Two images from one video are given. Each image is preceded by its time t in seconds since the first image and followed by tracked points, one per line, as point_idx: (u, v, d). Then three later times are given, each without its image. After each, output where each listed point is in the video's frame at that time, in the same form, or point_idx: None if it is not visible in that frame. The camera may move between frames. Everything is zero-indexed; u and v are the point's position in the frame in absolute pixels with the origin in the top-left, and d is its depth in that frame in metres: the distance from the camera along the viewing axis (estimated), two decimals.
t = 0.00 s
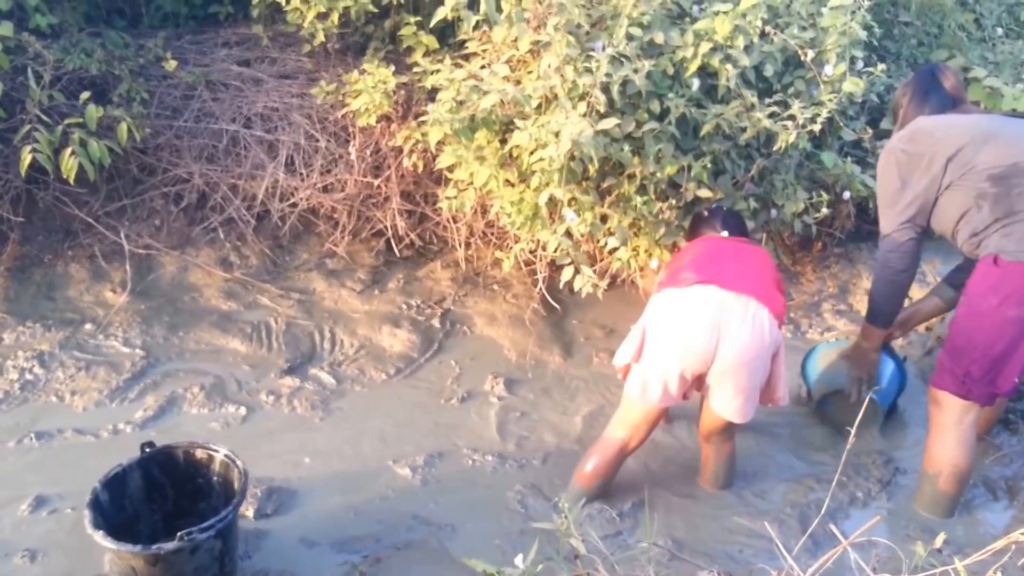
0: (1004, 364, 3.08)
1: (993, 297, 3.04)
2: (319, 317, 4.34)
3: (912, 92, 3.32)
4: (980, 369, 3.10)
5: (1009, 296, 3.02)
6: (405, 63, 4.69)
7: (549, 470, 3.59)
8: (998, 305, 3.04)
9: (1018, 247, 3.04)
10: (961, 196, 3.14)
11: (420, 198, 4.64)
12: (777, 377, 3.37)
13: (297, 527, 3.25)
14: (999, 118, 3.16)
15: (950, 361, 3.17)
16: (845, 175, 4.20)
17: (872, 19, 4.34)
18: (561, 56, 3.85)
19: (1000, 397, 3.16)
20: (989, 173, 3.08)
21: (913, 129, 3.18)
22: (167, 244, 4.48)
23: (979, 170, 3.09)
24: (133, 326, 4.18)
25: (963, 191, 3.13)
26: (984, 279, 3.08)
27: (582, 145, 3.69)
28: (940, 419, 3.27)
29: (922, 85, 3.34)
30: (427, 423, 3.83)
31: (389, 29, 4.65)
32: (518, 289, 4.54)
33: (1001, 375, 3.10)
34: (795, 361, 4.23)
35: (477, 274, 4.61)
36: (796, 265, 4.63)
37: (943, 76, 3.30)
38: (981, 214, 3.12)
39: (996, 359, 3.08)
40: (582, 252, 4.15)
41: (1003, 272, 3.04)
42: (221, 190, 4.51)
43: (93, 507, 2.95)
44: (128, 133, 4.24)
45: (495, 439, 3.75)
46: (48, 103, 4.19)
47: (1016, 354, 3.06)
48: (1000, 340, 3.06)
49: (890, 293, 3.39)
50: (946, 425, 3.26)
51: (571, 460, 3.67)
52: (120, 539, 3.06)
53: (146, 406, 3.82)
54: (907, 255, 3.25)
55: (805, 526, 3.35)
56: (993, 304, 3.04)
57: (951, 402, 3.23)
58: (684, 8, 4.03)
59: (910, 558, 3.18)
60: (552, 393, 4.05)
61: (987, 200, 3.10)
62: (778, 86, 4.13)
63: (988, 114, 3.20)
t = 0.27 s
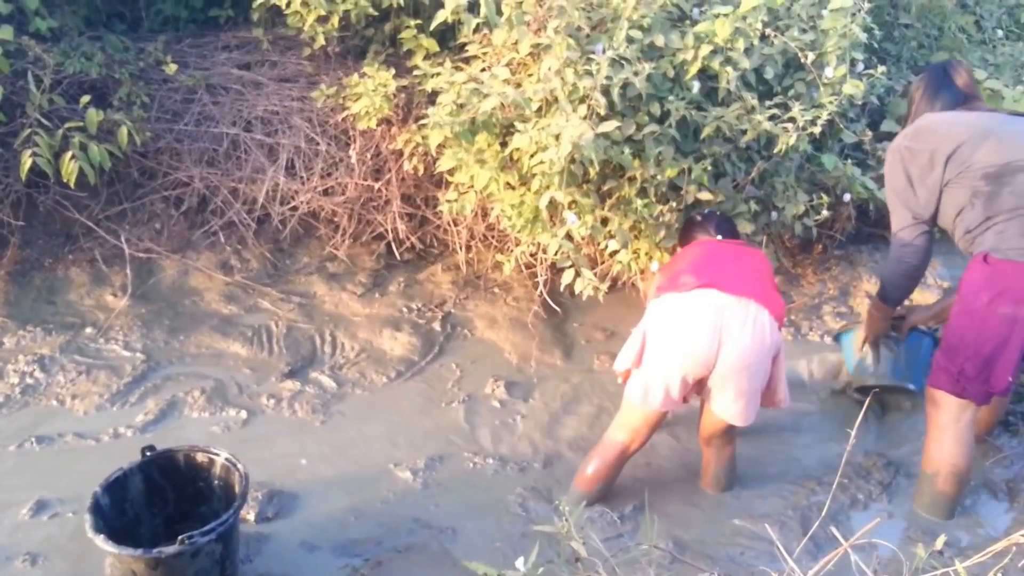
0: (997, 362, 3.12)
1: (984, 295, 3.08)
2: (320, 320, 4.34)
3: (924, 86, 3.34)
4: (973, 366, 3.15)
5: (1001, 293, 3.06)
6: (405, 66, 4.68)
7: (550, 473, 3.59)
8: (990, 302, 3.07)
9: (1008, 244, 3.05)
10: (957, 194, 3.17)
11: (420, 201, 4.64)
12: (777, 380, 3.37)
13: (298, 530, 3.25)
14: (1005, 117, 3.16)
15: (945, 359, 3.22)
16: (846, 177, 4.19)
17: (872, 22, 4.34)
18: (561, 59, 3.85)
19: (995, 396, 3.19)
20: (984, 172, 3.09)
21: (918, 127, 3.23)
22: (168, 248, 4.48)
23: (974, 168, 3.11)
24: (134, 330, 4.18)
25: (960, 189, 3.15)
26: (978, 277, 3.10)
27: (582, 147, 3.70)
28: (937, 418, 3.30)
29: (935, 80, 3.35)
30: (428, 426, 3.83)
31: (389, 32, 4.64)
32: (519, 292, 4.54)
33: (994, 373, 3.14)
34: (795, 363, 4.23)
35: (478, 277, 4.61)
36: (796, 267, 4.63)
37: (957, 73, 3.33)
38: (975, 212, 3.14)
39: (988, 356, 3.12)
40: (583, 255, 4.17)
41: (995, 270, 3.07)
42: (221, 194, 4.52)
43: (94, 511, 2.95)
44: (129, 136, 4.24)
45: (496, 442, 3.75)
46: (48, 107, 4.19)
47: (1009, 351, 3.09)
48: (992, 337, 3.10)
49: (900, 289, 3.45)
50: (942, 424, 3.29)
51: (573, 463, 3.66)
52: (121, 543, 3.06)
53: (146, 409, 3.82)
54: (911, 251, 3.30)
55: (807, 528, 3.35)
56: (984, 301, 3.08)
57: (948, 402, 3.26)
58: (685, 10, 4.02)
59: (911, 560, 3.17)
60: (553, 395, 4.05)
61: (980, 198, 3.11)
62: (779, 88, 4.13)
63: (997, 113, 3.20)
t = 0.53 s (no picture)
0: (989, 359, 3.13)
1: (976, 292, 3.13)
2: (320, 324, 4.33)
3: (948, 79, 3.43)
4: (965, 364, 3.16)
5: (992, 290, 3.11)
6: (405, 70, 4.68)
7: (550, 477, 3.58)
8: (982, 298, 3.12)
9: (999, 242, 3.13)
10: (956, 191, 3.27)
11: (421, 205, 4.64)
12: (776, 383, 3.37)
13: (299, 534, 3.24)
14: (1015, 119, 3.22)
15: (938, 358, 3.24)
16: (846, 180, 4.20)
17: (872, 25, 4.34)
18: (561, 62, 3.85)
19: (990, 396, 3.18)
20: (980, 172, 3.18)
21: (928, 123, 3.33)
22: (168, 252, 4.48)
23: (971, 168, 3.20)
24: (134, 334, 4.18)
25: (958, 187, 3.26)
26: (972, 274, 3.16)
27: (582, 150, 3.70)
28: (932, 416, 3.29)
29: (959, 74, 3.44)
30: (429, 429, 3.83)
31: (389, 35, 4.63)
32: (519, 295, 4.53)
33: (987, 370, 3.14)
34: (795, 366, 4.23)
35: (478, 280, 4.61)
36: (796, 270, 4.63)
37: (981, 69, 3.39)
38: (970, 210, 3.24)
39: (980, 353, 3.14)
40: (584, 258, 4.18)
41: (989, 268, 3.13)
42: (221, 198, 4.52)
43: (95, 515, 2.95)
44: (129, 140, 4.24)
45: (496, 445, 3.75)
46: (48, 111, 4.19)
47: (1001, 348, 3.11)
48: (984, 333, 3.13)
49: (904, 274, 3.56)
50: (938, 423, 3.27)
51: (573, 466, 3.65)
52: (122, 547, 3.06)
53: (147, 413, 3.82)
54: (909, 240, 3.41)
55: (807, 531, 3.34)
56: (976, 297, 3.13)
57: (943, 401, 3.25)
58: (685, 13, 4.02)
59: (911, 563, 3.16)
60: (554, 399, 4.04)
61: (974, 197, 3.21)
62: (779, 91, 4.14)
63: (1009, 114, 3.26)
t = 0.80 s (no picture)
0: (972, 354, 3.22)
1: (961, 289, 3.21)
2: (320, 327, 4.34)
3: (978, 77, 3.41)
4: (949, 359, 3.26)
5: (977, 288, 3.18)
6: (406, 73, 4.68)
7: (550, 480, 3.58)
8: (966, 296, 3.20)
9: (987, 240, 3.19)
10: (957, 185, 3.29)
11: (421, 208, 4.64)
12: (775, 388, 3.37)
13: (298, 538, 3.23)
14: None
15: (925, 354, 3.34)
16: (846, 183, 4.20)
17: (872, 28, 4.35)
18: (562, 66, 3.85)
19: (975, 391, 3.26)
20: (978, 167, 3.21)
21: (939, 114, 3.33)
22: (168, 256, 4.48)
23: (970, 163, 3.23)
24: (134, 338, 4.18)
25: (957, 181, 3.29)
26: (958, 272, 3.24)
27: (582, 154, 3.70)
28: (919, 414, 3.36)
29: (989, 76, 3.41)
30: (429, 432, 3.83)
31: (389, 39, 4.63)
32: (519, 299, 4.54)
33: (971, 366, 3.23)
34: (795, 369, 4.23)
35: (479, 284, 4.61)
36: (796, 273, 4.64)
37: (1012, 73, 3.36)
38: (968, 206, 3.27)
39: (964, 349, 3.23)
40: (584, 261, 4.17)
41: (973, 265, 3.21)
42: (221, 202, 4.52)
43: (95, 519, 2.94)
44: (129, 144, 4.24)
45: (497, 449, 3.74)
46: (48, 115, 4.19)
47: (984, 344, 3.19)
48: (968, 330, 3.21)
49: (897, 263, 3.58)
50: (926, 419, 3.35)
51: (573, 469, 3.65)
52: (122, 551, 3.05)
53: (147, 417, 3.81)
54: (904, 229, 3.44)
55: (807, 534, 3.33)
56: (960, 294, 3.21)
57: (930, 397, 3.34)
58: (685, 16, 4.01)
59: (912, 565, 3.16)
60: (554, 402, 4.04)
61: (971, 192, 3.25)
62: (779, 94, 4.14)
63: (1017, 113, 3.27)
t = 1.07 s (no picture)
0: (949, 350, 3.33)
1: (939, 287, 3.35)
2: (320, 331, 4.33)
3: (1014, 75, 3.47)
4: (930, 356, 3.39)
5: (953, 285, 3.31)
6: (406, 77, 4.68)
7: (550, 484, 3.57)
8: (944, 293, 3.33)
9: (963, 236, 3.32)
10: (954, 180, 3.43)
11: (421, 212, 4.65)
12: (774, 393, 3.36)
13: (298, 542, 3.23)
14: None
15: (913, 353, 3.47)
16: (846, 187, 4.19)
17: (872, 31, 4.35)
18: (562, 70, 3.86)
19: (962, 388, 3.35)
20: (968, 164, 3.34)
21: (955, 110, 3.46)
22: (169, 260, 4.49)
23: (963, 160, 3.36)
24: (134, 342, 4.18)
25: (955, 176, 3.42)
26: (940, 270, 3.38)
27: (583, 158, 3.69)
28: (910, 414, 3.44)
29: None
30: (430, 436, 3.82)
31: (390, 42, 4.63)
32: (519, 303, 4.54)
33: (951, 362, 3.33)
34: (795, 372, 4.23)
35: (479, 288, 4.61)
36: (797, 277, 4.64)
37: None
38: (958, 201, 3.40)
39: (943, 345, 3.34)
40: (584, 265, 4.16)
41: (951, 263, 3.34)
42: (221, 206, 4.53)
43: (94, 523, 2.94)
44: (129, 148, 4.24)
45: (497, 453, 3.73)
46: (48, 119, 4.19)
47: (961, 340, 3.30)
48: (946, 326, 3.33)
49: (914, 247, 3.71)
50: (917, 418, 3.43)
51: (573, 474, 3.65)
52: (122, 555, 3.04)
53: (147, 422, 3.81)
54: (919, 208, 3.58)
55: (807, 538, 3.33)
56: (939, 291, 3.34)
57: (920, 396, 3.43)
58: (685, 20, 4.01)
59: (912, 569, 3.15)
60: (554, 406, 4.03)
61: (961, 188, 3.38)
62: (779, 98, 4.14)
63: None
